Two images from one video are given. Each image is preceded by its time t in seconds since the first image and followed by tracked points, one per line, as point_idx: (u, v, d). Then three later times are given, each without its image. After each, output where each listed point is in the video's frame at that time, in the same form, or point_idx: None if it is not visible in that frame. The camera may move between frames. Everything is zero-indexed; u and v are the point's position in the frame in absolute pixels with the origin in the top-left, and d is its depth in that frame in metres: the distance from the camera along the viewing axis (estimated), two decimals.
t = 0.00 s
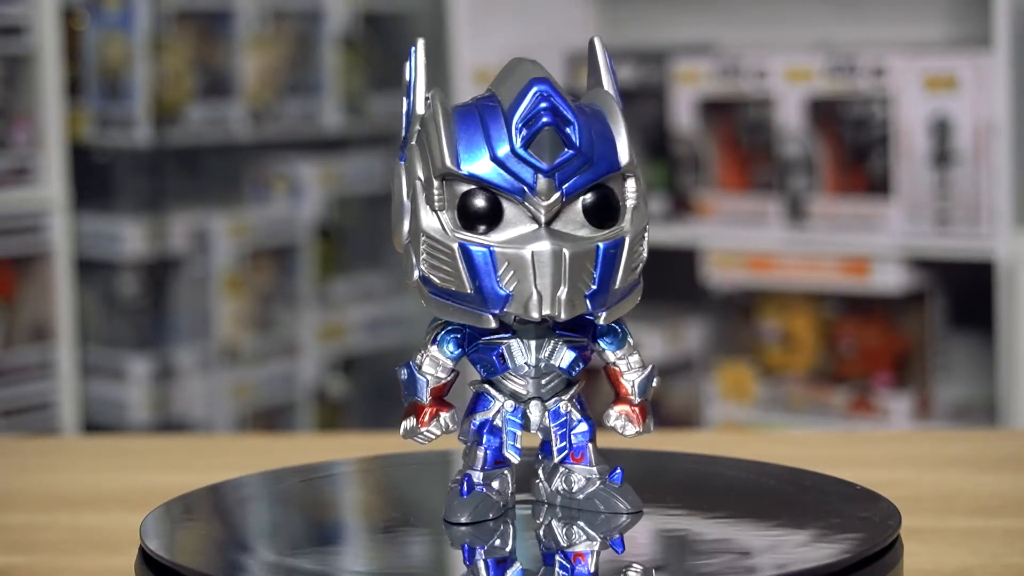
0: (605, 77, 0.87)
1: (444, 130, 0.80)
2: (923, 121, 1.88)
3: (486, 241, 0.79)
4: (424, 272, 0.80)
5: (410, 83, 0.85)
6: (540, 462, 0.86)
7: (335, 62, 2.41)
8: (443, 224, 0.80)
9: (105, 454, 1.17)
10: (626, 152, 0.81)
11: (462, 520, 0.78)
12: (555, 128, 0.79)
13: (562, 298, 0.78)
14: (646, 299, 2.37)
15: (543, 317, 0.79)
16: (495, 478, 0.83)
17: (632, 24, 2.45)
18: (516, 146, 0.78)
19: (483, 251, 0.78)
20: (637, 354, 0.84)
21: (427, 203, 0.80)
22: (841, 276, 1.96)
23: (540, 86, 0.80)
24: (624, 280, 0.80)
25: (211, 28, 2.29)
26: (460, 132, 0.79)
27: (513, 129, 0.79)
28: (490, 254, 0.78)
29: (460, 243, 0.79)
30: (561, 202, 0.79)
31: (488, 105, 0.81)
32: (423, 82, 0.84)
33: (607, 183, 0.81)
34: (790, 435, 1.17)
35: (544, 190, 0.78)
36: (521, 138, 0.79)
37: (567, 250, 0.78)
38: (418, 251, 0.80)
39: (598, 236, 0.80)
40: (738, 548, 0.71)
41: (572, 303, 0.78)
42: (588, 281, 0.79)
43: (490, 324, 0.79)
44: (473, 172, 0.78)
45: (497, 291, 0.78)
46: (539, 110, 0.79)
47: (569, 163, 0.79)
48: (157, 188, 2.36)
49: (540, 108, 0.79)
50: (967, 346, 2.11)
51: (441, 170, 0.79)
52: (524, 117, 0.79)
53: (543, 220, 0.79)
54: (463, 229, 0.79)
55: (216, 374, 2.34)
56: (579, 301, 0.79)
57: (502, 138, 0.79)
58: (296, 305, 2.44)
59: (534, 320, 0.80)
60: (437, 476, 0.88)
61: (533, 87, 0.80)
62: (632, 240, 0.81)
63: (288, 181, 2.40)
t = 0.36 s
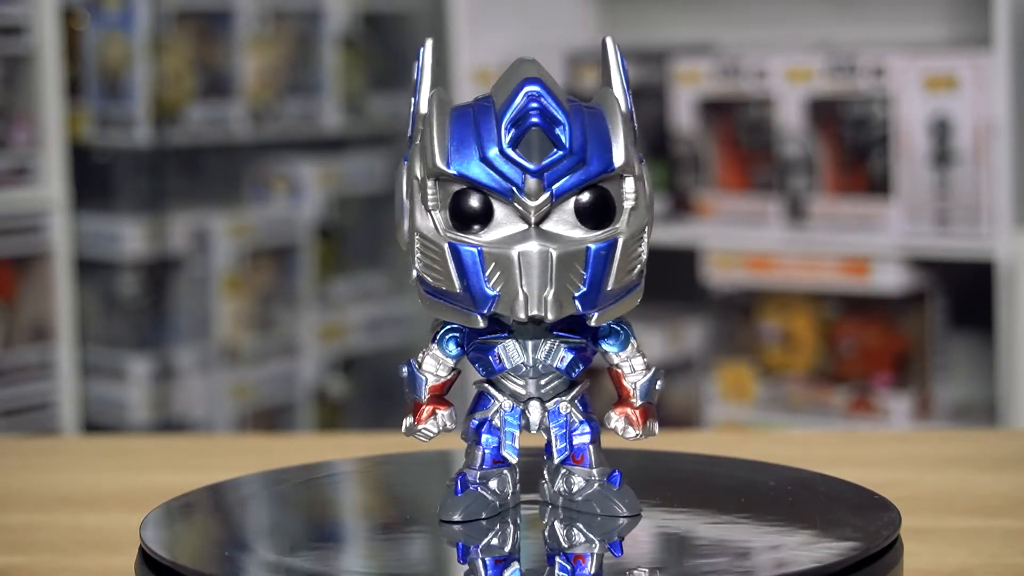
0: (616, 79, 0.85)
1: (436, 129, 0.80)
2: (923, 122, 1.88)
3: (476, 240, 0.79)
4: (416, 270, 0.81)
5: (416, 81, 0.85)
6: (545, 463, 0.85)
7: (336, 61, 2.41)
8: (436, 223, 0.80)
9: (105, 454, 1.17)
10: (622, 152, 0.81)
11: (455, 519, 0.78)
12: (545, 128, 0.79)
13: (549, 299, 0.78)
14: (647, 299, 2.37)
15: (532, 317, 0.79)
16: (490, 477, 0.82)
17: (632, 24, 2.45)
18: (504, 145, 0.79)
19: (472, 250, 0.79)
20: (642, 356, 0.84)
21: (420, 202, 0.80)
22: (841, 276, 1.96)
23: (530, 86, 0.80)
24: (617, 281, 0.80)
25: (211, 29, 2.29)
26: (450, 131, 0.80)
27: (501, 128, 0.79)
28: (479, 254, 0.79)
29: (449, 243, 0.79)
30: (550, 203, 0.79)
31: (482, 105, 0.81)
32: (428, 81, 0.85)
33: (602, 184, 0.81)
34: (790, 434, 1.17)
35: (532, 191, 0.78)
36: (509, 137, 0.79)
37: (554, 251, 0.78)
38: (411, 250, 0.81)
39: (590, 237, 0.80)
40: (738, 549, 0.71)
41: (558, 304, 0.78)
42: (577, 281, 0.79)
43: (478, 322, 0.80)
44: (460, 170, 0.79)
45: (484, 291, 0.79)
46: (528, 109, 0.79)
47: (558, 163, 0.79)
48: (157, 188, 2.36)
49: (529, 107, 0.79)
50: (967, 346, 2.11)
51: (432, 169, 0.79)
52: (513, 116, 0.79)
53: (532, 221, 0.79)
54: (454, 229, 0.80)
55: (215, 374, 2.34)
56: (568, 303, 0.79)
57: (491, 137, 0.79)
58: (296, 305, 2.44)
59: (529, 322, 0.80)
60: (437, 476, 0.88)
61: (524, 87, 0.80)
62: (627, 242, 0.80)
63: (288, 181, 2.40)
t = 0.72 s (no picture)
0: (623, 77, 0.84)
1: (431, 130, 0.81)
2: (923, 122, 1.88)
3: (465, 240, 0.80)
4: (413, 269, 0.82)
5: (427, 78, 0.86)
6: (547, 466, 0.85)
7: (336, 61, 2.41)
8: (429, 224, 0.81)
9: (105, 454, 1.17)
10: (616, 153, 0.79)
11: (452, 517, 0.79)
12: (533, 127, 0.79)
13: (534, 299, 0.78)
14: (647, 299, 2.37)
15: (519, 317, 0.79)
16: (486, 476, 0.82)
17: (633, 24, 2.45)
18: (490, 144, 0.79)
19: (460, 249, 0.79)
20: (643, 359, 0.83)
21: (416, 202, 0.81)
22: (841, 276, 1.96)
23: (520, 86, 0.79)
24: (606, 282, 0.79)
25: (211, 28, 2.29)
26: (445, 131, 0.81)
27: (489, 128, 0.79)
28: (467, 253, 0.79)
29: (439, 242, 0.80)
30: (537, 203, 0.79)
31: (480, 104, 0.82)
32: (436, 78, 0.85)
33: (597, 182, 0.80)
34: (791, 434, 1.17)
35: (519, 191, 0.78)
36: (497, 137, 0.79)
37: (541, 252, 0.78)
38: (408, 249, 0.82)
39: (580, 236, 0.79)
40: (738, 550, 0.71)
41: (543, 304, 0.78)
42: (564, 281, 0.79)
43: (467, 322, 0.80)
44: (450, 170, 0.80)
45: (471, 290, 0.79)
46: (516, 109, 0.79)
47: (545, 163, 0.78)
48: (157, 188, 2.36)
49: (517, 107, 0.79)
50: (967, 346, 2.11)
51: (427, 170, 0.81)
52: (501, 115, 0.79)
53: (520, 221, 0.79)
54: (448, 229, 0.81)
55: (215, 374, 2.34)
56: (555, 303, 0.79)
57: (480, 138, 0.79)
58: (296, 305, 2.44)
59: (523, 322, 0.80)
60: (438, 477, 0.88)
61: (514, 86, 0.80)
62: (618, 243, 0.79)
63: (288, 181, 2.40)
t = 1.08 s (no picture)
0: (629, 76, 0.82)
1: (429, 131, 0.82)
2: (923, 121, 1.88)
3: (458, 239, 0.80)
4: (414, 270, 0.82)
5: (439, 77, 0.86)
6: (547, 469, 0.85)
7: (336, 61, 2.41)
8: (426, 225, 0.81)
9: (104, 454, 1.17)
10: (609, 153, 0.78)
11: (449, 515, 0.79)
12: (519, 127, 0.78)
13: (521, 300, 0.77)
14: (648, 299, 2.37)
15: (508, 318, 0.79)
16: (486, 475, 0.83)
17: (633, 24, 2.45)
18: (479, 145, 0.79)
19: (452, 248, 0.79)
20: (642, 361, 0.82)
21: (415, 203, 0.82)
22: (842, 276, 1.96)
23: (511, 86, 0.79)
24: (595, 283, 0.78)
25: (211, 28, 2.29)
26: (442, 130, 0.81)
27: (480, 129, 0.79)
28: (457, 253, 0.79)
29: (433, 242, 0.80)
30: (526, 204, 0.78)
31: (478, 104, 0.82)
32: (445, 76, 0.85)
33: (590, 182, 0.79)
34: (789, 434, 1.17)
35: (506, 191, 0.78)
36: (485, 138, 0.79)
37: (527, 254, 0.77)
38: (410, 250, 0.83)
39: (568, 236, 0.78)
40: (737, 551, 0.71)
41: (530, 305, 0.78)
42: (551, 282, 0.78)
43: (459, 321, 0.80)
44: (443, 171, 0.80)
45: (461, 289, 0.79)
46: (505, 108, 0.79)
47: (532, 164, 0.78)
48: (157, 188, 2.36)
49: (506, 106, 0.79)
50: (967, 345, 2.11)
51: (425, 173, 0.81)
52: (490, 116, 0.79)
53: (509, 221, 0.78)
54: (443, 230, 0.81)
55: (215, 374, 2.34)
56: (543, 303, 0.78)
57: (471, 138, 0.79)
58: (296, 305, 2.44)
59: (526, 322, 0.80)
60: (437, 478, 0.88)
61: (506, 85, 0.79)
62: (608, 245, 0.78)
63: (288, 181, 2.40)
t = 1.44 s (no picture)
0: (634, 75, 0.81)
1: (428, 129, 0.82)
2: (923, 122, 1.88)
3: (451, 239, 0.80)
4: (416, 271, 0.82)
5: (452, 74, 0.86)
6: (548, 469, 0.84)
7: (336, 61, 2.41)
8: (424, 224, 0.81)
9: (104, 454, 1.17)
10: (599, 154, 0.77)
11: (448, 514, 0.79)
12: (507, 127, 0.77)
13: (507, 301, 0.77)
14: (648, 298, 2.37)
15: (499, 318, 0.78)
16: (486, 475, 0.83)
17: (633, 23, 2.45)
18: (471, 145, 0.79)
19: (445, 248, 0.79)
20: (640, 364, 0.81)
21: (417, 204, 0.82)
22: (842, 276, 1.97)
23: (503, 86, 0.78)
24: (582, 285, 0.77)
25: (211, 29, 2.29)
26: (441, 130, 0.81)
27: (471, 128, 0.79)
28: (449, 252, 0.79)
29: (428, 242, 0.80)
30: (514, 204, 0.77)
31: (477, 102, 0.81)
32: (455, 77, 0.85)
33: (582, 181, 0.78)
34: (788, 434, 1.17)
35: (494, 192, 0.77)
36: (476, 138, 0.79)
37: (514, 254, 0.77)
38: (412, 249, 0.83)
39: (558, 237, 0.78)
40: (737, 549, 0.71)
41: (516, 306, 0.77)
42: (537, 283, 0.77)
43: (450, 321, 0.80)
44: (439, 170, 0.80)
45: (452, 289, 0.79)
46: (495, 108, 0.78)
47: (519, 164, 0.77)
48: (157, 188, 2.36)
49: (496, 106, 0.78)
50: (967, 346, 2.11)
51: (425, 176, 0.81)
52: (481, 115, 0.79)
53: (498, 221, 0.78)
54: (439, 229, 0.81)
55: (215, 374, 2.34)
56: (529, 304, 0.77)
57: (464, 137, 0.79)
58: (296, 305, 2.44)
59: (520, 322, 0.79)
60: (438, 477, 0.88)
61: (499, 85, 0.79)
62: (596, 246, 0.77)
63: (288, 181, 2.41)
